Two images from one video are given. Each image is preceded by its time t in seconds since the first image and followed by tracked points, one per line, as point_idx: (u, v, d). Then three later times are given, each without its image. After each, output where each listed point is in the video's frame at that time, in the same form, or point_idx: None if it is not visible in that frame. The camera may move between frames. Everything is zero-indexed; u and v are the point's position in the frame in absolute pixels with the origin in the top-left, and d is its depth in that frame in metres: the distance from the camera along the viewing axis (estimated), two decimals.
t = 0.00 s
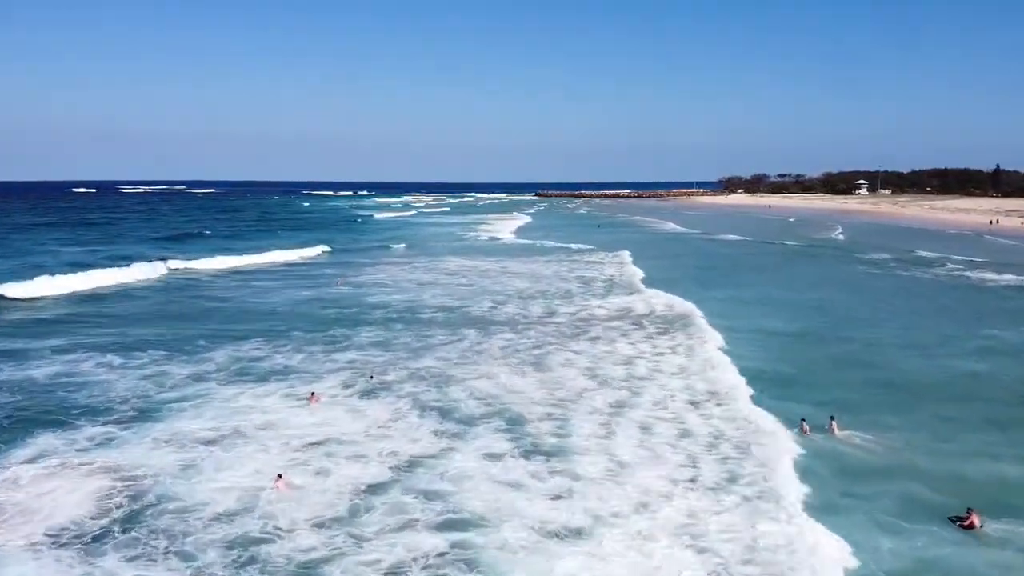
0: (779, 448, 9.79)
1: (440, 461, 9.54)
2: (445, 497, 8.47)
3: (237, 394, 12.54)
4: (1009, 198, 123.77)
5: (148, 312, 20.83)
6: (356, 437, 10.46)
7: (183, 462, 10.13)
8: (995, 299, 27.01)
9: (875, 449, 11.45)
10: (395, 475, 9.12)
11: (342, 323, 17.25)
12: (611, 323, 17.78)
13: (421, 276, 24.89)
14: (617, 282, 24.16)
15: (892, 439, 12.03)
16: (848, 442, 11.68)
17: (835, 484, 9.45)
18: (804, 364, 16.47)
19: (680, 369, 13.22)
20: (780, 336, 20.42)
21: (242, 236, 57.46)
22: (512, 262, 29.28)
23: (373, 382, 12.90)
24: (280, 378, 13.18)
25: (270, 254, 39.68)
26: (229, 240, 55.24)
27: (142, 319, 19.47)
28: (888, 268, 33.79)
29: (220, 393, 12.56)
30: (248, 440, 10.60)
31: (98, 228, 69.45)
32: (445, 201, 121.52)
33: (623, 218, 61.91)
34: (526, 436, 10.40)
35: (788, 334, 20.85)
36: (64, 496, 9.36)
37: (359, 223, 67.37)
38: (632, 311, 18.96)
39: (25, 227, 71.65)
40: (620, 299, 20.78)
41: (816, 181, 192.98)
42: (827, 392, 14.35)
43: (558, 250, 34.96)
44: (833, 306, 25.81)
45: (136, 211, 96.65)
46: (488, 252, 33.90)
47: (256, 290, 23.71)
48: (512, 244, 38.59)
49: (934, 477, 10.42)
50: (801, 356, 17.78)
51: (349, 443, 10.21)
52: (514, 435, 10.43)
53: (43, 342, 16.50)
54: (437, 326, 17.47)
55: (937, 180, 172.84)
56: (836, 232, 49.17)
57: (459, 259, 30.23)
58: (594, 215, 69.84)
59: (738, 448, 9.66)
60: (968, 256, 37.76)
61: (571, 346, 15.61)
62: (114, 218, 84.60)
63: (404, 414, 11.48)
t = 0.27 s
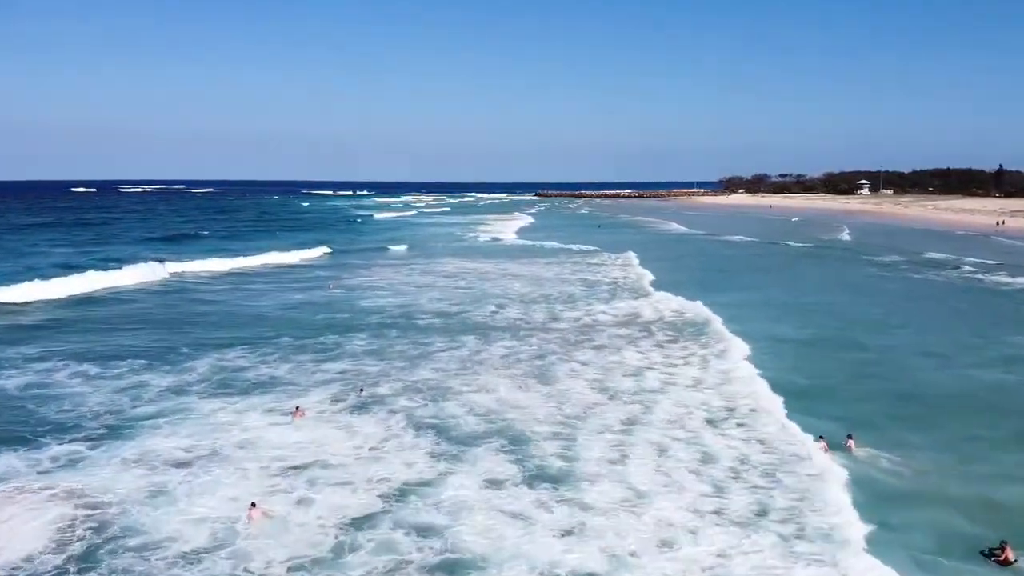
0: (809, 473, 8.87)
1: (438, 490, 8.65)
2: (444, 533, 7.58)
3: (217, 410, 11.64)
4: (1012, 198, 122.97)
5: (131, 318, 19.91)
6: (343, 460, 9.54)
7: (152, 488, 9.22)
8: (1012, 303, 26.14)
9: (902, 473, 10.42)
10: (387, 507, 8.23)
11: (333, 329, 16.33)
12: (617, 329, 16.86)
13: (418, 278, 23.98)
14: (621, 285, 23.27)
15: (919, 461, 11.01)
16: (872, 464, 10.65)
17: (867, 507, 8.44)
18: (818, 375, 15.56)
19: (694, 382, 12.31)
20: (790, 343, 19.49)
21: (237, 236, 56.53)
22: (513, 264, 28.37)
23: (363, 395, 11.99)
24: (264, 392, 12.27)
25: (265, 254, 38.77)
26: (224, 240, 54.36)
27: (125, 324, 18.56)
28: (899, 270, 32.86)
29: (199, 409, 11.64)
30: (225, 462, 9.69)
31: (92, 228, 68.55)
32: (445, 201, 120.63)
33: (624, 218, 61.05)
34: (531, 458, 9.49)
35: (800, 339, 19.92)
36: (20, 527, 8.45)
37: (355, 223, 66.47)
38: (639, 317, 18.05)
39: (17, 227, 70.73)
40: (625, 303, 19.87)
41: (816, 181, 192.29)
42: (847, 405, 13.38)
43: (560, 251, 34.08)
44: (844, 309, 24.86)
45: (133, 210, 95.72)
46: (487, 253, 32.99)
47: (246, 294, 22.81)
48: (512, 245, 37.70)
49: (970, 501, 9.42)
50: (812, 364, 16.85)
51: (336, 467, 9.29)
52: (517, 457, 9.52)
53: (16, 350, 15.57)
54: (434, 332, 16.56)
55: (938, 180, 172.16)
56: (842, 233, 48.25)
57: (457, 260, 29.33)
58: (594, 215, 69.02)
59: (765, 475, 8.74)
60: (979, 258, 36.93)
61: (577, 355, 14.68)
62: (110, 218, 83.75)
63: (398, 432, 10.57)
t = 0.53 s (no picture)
0: (854, 510, 7.85)
1: (434, 530, 7.62)
2: None
3: (191, 432, 10.62)
4: (1017, 198, 122.01)
5: (111, 323, 18.84)
6: (327, 494, 8.52)
7: (111, 525, 8.20)
8: None
9: (944, 502, 9.35)
10: (376, 552, 7.19)
11: (323, 337, 15.30)
12: (625, 338, 15.85)
13: (415, 281, 22.93)
14: (628, 289, 22.22)
15: (960, 487, 9.95)
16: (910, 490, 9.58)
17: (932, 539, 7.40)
18: (842, 385, 14.49)
19: (713, 399, 11.29)
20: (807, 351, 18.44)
21: (232, 236, 55.47)
22: (513, 267, 27.34)
23: (352, 413, 10.95)
24: (244, 410, 11.26)
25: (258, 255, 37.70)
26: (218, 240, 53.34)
27: (103, 332, 17.55)
28: (912, 273, 31.86)
29: (171, 433, 10.62)
30: (195, 496, 8.66)
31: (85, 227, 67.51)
32: (444, 201, 119.56)
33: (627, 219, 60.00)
34: (539, 489, 8.47)
35: (816, 348, 18.88)
36: None
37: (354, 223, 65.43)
38: (648, 325, 17.03)
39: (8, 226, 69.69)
40: (634, 309, 18.83)
41: (818, 181, 191.28)
42: (875, 420, 12.35)
43: (562, 253, 33.05)
44: (860, 315, 23.83)
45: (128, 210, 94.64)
46: (487, 255, 31.96)
47: (233, 298, 21.78)
48: (513, 246, 36.64)
49: None
50: (833, 369, 15.76)
51: (318, 503, 8.27)
52: (523, 488, 8.50)
53: None
54: (430, 341, 15.55)
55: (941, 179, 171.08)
56: (850, 234, 47.24)
57: (456, 262, 28.32)
58: (596, 215, 67.98)
59: (805, 515, 7.71)
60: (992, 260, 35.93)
61: (584, 368, 13.66)
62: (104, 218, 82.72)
63: (388, 458, 9.54)
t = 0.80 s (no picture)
0: (910, 558, 6.87)
1: None
2: None
3: (160, 458, 9.62)
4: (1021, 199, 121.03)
5: (88, 331, 17.83)
6: (308, 533, 7.55)
7: (60, 569, 7.21)
8: None
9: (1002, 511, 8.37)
10: None
11: (312, 347, 14.30)
12: (634, 348, 14.85)
13: (411, 286, 21.92)
14: (634, 294, 21.22)
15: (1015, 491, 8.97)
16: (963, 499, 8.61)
17: None
18: (874, 389, 13.50)
19: (735, 419, 10.31)
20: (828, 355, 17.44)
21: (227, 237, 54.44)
22: (514, 270, 26.33)
23: (340, 436, 9.95)
24: (220, 432, 10.27)
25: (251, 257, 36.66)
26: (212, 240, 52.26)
27: (79, 340, 16.56)
28: (926, 276, 30.86)
29: (138, 462, 9.62)
30: (158, 533, 7.68)
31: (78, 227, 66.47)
32: (444, 201, 118.51)
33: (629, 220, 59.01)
34: (548, 528, 7.48)
35: (837, 354, 17.87)
36: None
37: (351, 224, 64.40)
38: (658, 334, 16.04)
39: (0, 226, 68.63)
40: (642, 316, 17.83)
41: (819, 181, 190.29)
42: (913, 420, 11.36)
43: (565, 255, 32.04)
44: (878, 320, 22.84)
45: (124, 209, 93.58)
46: (486, 257, 30.95)
47: (220, 302, 20.78)
48: (513, 248, 35.62)
49: None
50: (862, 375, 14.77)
51: (296, 545, 7.29)
52: (530, 528, 7.51)
53: None
54: (426, 350, 14.57)
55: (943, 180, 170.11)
56: (858, 235, 46.26)
57: (454, 265, 27.31)
58: (598, 215, 66.96)
59: (856, 564, 6.72)
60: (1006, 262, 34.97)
61: (592, 381, 12.67)
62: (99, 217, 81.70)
63: (378, 488, 8.54)
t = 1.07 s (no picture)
0: None
1: None
2: None
3: (129, 483, 8.77)
4: None
5: (67, 337, 16.99)
6: None
7: None
8: None
9: None
10: None
11: (300, 357, 13.45)
12: (642, 357, 14.00)
13: (408, 290, 21.08)
14: (640, 298, 20.37)
15: None
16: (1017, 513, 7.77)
17: None
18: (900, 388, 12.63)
19: (758, 439, 9.46)
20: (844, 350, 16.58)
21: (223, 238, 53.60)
22: (514, 273, 25.47)
23: (326, 459, 9.10)
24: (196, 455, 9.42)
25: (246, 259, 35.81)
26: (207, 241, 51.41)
27: (56, 347, 15.71)
28: (939, 278, 30.02)
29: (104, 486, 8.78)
30: (116, 573, 6.82)
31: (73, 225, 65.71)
32: (444, 201, 117.69)
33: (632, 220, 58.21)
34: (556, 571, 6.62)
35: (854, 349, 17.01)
36: None
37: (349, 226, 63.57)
38: (667, 342, 15.18)
39: None
40: (650, 322, 16.98)
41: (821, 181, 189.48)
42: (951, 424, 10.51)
43: (567, 257, 31.22)
44: (892, 320, 21.98)
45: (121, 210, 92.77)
46: (486, 259, 30.10)
47: (207, 307, 19.94)
48: (514, 250, 34.79)
49: None
50: (884, 375, 13.91)
51: None
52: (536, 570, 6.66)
53: None
54: (422, 360, 13.72)
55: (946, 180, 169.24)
56: (865, 236, 45.41)
57: (452, 267, 26.46)
58: (600, 216, 66.14)
59: None
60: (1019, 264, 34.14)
61: (599, 395, 11.82)
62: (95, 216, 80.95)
63: (367, 520, 7.69)
